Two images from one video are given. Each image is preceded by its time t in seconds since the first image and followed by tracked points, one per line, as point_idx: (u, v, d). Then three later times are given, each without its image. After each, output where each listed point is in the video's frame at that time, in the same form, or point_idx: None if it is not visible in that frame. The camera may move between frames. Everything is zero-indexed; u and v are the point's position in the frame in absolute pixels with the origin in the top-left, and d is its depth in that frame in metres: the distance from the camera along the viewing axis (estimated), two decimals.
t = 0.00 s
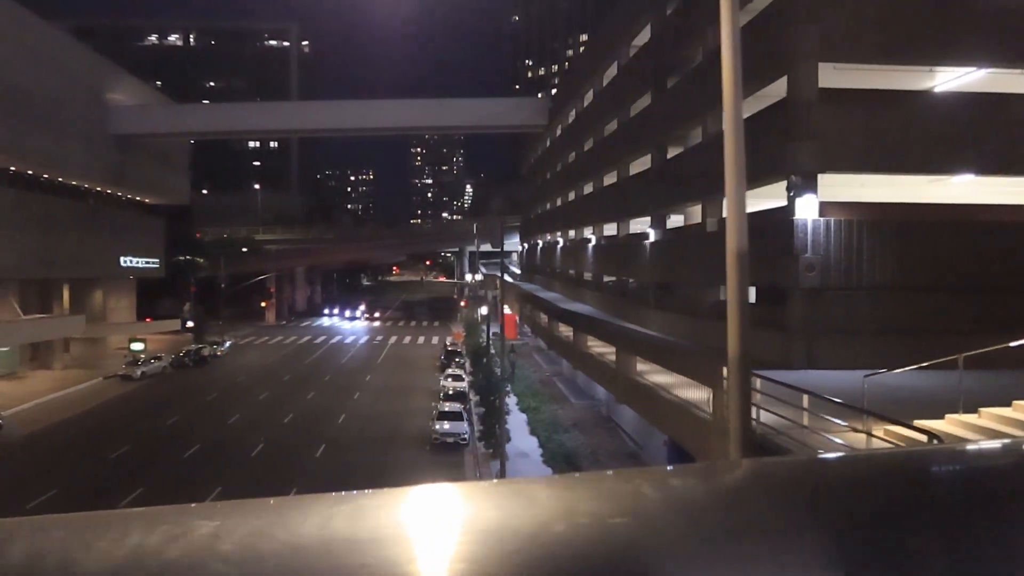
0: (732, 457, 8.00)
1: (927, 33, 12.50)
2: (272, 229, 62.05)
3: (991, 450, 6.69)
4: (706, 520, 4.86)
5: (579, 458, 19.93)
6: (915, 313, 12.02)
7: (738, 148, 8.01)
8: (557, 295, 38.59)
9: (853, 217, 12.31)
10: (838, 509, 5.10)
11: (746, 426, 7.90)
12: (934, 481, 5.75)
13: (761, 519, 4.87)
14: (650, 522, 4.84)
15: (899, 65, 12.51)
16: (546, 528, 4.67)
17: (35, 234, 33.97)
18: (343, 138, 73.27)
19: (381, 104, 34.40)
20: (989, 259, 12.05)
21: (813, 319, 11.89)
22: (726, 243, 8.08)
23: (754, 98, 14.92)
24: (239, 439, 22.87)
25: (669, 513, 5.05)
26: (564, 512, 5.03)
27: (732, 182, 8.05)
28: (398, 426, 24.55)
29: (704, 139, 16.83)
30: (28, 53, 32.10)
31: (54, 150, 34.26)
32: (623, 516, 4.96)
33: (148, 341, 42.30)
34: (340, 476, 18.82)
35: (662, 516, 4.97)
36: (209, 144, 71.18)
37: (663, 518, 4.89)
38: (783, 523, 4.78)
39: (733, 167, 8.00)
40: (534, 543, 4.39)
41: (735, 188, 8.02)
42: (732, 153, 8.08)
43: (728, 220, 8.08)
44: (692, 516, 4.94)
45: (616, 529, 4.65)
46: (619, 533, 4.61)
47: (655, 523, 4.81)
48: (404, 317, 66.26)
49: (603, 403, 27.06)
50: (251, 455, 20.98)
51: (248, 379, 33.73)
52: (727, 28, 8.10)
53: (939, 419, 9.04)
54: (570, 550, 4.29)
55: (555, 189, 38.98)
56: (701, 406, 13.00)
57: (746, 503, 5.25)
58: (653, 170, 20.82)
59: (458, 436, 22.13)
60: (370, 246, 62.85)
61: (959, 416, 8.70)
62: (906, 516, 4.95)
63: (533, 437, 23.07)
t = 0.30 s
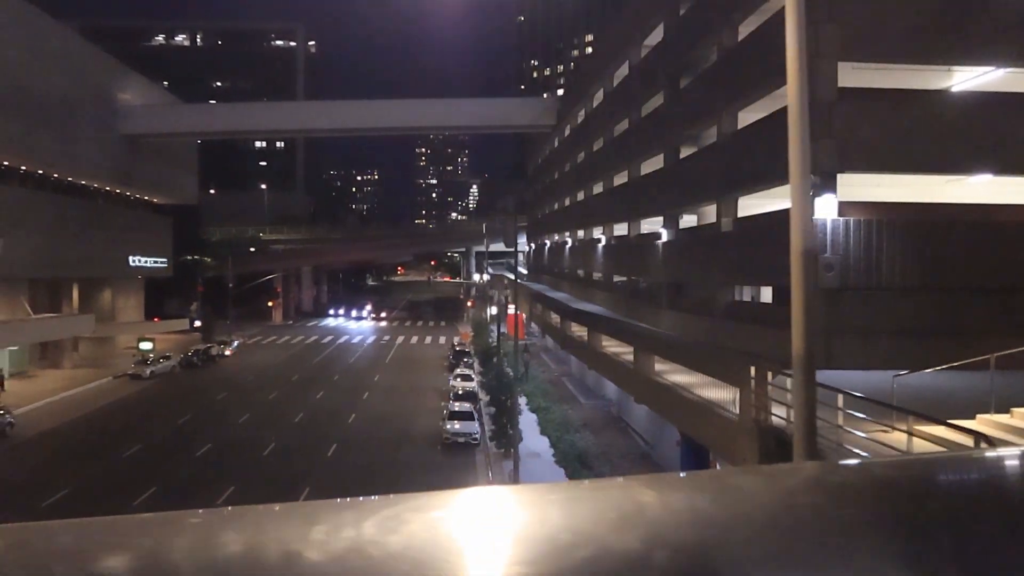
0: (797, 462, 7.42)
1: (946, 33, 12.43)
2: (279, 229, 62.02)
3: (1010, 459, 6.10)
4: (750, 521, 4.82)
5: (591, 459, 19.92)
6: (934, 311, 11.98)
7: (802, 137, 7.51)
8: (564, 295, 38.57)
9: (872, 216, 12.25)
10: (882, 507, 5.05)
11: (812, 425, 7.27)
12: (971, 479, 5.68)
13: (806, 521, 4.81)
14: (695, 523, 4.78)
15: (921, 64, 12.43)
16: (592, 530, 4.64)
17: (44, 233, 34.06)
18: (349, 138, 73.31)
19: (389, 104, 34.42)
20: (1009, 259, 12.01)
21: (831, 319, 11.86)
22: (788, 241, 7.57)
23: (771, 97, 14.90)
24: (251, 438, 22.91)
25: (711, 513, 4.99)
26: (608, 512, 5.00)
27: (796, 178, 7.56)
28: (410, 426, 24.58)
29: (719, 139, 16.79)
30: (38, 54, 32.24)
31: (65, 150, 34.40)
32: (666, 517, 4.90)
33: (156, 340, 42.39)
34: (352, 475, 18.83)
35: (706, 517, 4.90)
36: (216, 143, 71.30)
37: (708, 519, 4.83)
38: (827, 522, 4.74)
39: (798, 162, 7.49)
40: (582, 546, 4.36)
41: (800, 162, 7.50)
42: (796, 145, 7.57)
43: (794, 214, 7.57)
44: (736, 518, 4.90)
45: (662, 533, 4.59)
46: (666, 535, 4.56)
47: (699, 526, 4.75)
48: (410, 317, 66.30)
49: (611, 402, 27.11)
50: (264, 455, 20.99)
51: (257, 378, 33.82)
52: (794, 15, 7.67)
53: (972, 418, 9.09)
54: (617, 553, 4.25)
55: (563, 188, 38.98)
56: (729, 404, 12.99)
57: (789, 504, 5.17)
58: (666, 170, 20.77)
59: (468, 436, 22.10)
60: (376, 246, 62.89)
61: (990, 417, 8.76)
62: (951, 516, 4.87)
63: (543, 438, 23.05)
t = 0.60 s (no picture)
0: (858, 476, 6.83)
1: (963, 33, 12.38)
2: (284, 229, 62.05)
3: None
4: (779, 507, 4.81)
5: (602, 459, 19.89)
6: (953, 311, 11.95)
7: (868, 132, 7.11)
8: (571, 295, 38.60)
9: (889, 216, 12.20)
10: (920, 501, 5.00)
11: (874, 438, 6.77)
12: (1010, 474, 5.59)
13: (838, 505, 4.78)
14: (728, 510, 4.74)
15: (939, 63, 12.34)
16: (612, 503, 4.76)
17: (52, 233, 34.07)
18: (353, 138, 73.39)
19: (396, 105, 34.44)
20: None
21: (849, 319, 11.82)
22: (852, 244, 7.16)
23: (787, 97, 14.85)
24: (260, 438, 22.90)
25: (740, 501, 4.94)
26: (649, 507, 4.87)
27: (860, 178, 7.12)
28: (418, 426, 24.57)
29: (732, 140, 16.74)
30: (46, 54, 32.27)
31: (73, 150, 34.43)
32: (697, 503, 4.86)
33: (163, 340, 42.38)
34: (362, 476, 18.79)
35: (741, 504, 4.84)
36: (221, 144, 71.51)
37: (739, 508, 4.78)
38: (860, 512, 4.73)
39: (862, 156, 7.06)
40: (598, 515, 4.53)
41: (863, 160, 7.12)
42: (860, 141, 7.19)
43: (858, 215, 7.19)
44: (765, 502, 4.88)
45: (692, 514, 4.57)
46: (698, 519, 4.53)
47: (730, 509, 4.72)
48: (415, 318, 66.29)
49: (620, 403, 27.10)
50: (273, 455, 20.97)
51: (265, 379, 33.84)
52: None
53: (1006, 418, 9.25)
54: (642, 525, 4.38)
55: (569, 189, 39.00)
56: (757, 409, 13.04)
57: (822, 490, 5.12)
58: (676, 170, 20.73)
59: (479, 436, 21.97)
60: (381, 247, 62.91)
61: None
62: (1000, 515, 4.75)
63: (552, 438, 23.00)
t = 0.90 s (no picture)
0: (921, 465, 6.76)
1: (975, 29, 12.34)
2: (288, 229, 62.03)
3: None
4: (812, 489, 4.80)
5: (613, 459, 19.90)
6: (971, 308, 11.90)
7: (928, 122, 7.10)
8: (576, 295, 38.63)
9: (903, 214, 12.20)
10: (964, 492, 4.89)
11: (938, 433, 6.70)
12: None
13: (871, 486, 4.77)
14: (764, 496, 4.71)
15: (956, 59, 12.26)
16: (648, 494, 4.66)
17: (58, 234, 34.08)
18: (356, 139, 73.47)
19: (401, 105, 34.46)
20: None
21: (865, 315, 11.84)
22: (911, 233, 7.08)
23: (800, 94, 14.80)
24: (269, 438, 22.91)
25: (775, 488, 4.83)
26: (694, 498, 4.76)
27: (920, 165, 7.09)
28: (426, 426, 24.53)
29: (744, 138, 16.65)
30: (51, 55, 32.30)
31: (79, 150, 34.43)
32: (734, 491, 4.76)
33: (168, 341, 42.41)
34: (373, 476, 18.78)
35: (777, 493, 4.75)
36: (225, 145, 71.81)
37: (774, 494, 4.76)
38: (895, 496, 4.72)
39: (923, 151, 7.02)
40: (630, 499, 4.53)
41: (924, 147, 7.06)
42: (920, 130, 7.16)
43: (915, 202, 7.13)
44: (797, 486, 4.86)
45: (725, 494, 4.58)
46: (734, 499, 4.52)
47: (764, 491, 4.71)
48: (419, 318, 66.40)
49: (628, 402, 27.14)
50: (283, 454, 20.98)
51: (272, 379, 33.88)
52: None
53: None
54: (656, 493, 4.63)
55: (574, 189, 39.03)
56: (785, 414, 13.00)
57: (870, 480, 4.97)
58: (686, 169, 20.70)
59: (488, 436, 21.92)
60: (384, 248, 62.95)
61: None
62: None
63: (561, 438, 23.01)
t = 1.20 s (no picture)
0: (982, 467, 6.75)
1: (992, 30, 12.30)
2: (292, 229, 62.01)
3: None
4: (848, 497, 4.76)
5: (623, 459, 19.88)
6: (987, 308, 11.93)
7: (990, 121, 7.16)
8: (582, 296, 38.60)
9: (920, 215, 12.16)
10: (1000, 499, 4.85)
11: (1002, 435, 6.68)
12: None
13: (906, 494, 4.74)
14: (802, 503, 4.68)
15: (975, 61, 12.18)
16: (683, 501, 4.63)
17: (65, 234, 34.08)
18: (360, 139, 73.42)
19: (409, 105, 34.42)
20: None
21: (881, 317, 11.79)
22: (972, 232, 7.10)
23: (815, 95, 14.77)
24: (278, 438, 22.90)
25: (809, 496, 4.79)
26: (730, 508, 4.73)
27: (984, 163, 7.12)
28: (434, 426, 24.52)
29: (756, 138, 16.60)
30: (58, 55, 32.29)
31: (86, 150, 34.45)
32: (769, 501, 4.72)
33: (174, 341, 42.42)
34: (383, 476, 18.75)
35: (811, 501, 4.72)
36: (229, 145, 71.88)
37: (812, 500, 4.72)
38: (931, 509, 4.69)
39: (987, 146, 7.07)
40: (668, 507, 4.49)
41: (988, 150, 7.13)
42: (981, 130, 7.23)
43: (977, 204, 7.16)
44: (834, 493, 4.82)
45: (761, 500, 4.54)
46: (770, 506, 4.49)
47: (800, 496, 4.67)
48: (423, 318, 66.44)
49: (635, 403, 27.16)
50: (293, 455, 20.97)
51: (278, 379, 33.88)
52: None
53: None
54: (693, 502, 4.60)
55: (580, 189, 38.99)
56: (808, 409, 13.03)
57: (908, 488, 4.91)
58: (696, 169, 20.64)
59: (497, 436, 21.90)
60: (389, 248, 62.94)
61: None
62: None
63: (570, 438, 23.02)
